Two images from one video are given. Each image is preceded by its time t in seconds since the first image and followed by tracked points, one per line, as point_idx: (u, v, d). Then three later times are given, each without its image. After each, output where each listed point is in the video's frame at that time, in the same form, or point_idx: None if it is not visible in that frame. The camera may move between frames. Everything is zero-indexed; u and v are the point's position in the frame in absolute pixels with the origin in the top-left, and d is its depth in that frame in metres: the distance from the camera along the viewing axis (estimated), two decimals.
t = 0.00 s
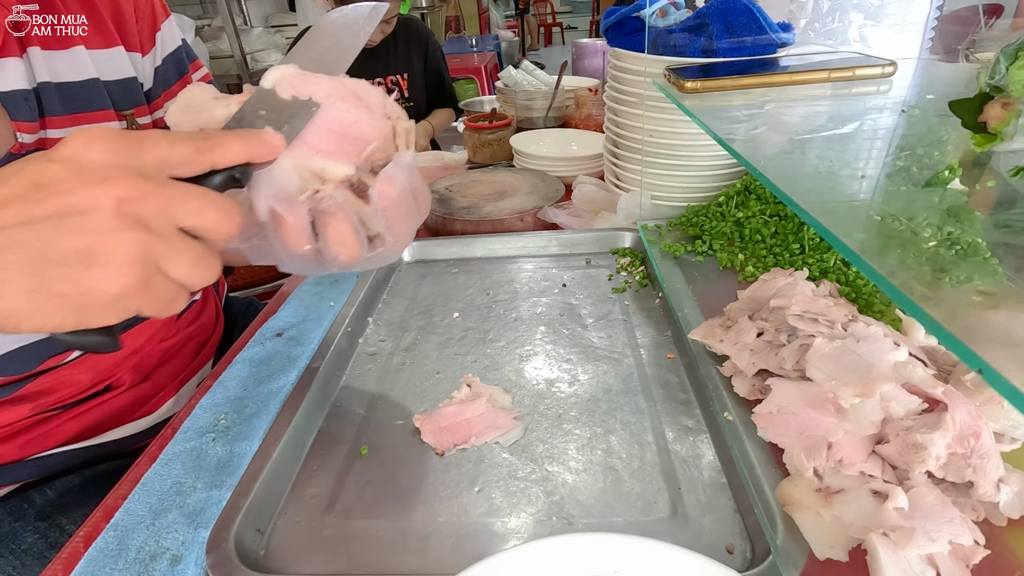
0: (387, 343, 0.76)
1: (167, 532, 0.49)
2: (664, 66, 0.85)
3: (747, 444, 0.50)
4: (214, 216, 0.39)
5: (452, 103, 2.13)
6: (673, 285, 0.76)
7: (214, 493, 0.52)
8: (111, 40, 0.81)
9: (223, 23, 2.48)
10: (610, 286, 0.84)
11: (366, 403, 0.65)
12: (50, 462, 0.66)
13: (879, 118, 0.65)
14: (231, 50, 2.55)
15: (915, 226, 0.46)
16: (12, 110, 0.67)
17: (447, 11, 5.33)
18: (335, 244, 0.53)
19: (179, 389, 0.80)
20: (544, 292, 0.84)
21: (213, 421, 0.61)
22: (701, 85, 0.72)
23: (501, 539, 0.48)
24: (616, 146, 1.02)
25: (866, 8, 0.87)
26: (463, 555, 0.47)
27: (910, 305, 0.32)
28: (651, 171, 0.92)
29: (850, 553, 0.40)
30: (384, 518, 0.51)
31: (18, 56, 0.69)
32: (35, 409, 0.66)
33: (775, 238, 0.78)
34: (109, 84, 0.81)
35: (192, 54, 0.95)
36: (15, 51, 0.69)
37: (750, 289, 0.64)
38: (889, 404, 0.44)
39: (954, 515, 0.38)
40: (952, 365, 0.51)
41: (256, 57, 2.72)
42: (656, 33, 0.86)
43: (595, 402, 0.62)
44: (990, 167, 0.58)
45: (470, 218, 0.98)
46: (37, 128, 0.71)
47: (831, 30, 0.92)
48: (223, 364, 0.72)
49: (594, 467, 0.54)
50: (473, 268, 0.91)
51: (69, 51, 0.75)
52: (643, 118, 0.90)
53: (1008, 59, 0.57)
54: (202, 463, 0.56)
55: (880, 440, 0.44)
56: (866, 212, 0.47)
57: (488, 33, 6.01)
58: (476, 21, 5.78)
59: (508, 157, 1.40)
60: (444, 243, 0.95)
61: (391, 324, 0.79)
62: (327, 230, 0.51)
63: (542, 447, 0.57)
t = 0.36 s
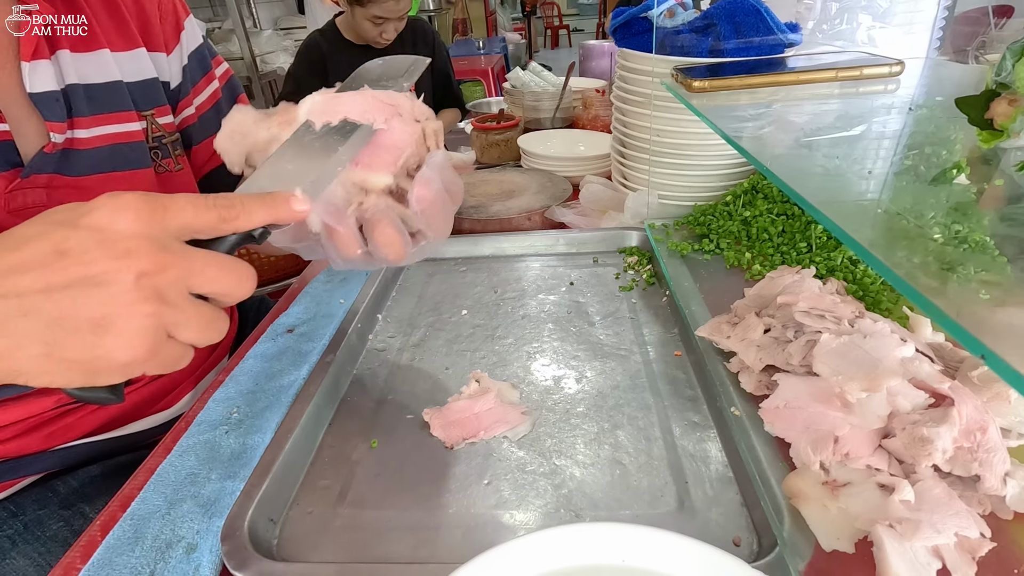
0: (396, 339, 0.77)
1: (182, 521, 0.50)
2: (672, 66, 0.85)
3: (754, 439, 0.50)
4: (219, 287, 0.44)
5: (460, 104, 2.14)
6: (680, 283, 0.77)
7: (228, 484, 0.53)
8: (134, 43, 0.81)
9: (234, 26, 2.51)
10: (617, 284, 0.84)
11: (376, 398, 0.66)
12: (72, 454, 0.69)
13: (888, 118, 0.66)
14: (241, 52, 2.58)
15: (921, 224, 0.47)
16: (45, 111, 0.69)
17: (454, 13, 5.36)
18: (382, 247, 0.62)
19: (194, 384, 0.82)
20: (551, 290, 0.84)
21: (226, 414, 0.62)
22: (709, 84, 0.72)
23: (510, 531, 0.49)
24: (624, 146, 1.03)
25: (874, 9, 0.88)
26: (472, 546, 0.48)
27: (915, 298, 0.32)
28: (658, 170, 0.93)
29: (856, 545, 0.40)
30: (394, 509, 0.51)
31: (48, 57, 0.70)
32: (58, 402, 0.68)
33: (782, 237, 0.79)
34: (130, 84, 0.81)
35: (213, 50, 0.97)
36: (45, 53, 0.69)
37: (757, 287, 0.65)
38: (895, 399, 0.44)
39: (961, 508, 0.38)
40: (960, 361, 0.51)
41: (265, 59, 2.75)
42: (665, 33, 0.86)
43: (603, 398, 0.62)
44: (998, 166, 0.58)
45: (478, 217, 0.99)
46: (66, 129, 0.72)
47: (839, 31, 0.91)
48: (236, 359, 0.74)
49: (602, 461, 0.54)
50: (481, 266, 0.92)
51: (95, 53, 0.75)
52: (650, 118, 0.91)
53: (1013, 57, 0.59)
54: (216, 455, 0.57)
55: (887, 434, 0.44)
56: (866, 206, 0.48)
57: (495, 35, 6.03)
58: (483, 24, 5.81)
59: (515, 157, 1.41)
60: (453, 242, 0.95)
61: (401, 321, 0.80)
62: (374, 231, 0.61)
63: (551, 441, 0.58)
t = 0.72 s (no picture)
0: (402, 344, 0.78)
1: (193, 520, 0.51)
2: (676, 73, 0.85)
3: (754, 444, 0.51)
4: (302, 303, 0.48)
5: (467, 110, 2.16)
6: (683, 289, 0.77)
7: (238, 484, 0.54)
8: (145, 38, 0.81)
9: (243, 32, 2.54)
10: (621, 289, 0.85)
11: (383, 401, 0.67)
12: (87, 455, 0.70)
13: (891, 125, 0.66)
14: (251, 58, 2.61)
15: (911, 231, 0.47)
16: (62, 109, 0.70)
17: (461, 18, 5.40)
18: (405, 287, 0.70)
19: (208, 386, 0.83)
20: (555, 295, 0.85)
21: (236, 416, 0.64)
22: (712, 92, 0.73)
23: (514, 533, 0.50)
24: (628, 152, 1.03)
25: (882, 13, 0.85)
26: (477, 547, 0.48)
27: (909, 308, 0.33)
28: (662, 176, 0.94)
29: (854, 549, 0.41)
30: (400, 511, 0.52)
31: (63, 58, 0.71)
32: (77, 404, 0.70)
33: (785, 242, 0.79)
34: (145, 82, 0.82)
35: (220, 46, 0.96)
36: (58, 54, 0.70)
37: (758, 293, 0.65)
38: (893, 405, 0.45)
39: (957, 513, 0.39)
40: (959, 368, 0.51)
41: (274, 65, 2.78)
42: (668, 41, 0.86)
43: (606, 402, 0.63)
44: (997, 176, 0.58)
45: (483, 223, 1.00)
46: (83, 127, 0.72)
47: (848, 35, 0.92)
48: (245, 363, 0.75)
49: (605, 465, 0.55)
50: (486, 271, 0.93)
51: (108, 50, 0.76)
52: (654, 125, 0.92)
53: (1007, 69, 0.61)
54: (225, 456, 0.58)
55: (885, 440, 0.45)
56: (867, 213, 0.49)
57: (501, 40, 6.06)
58: (490, 29, 5.85)
59: (521, 163, 1.42)
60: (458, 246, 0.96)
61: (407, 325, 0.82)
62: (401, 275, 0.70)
63: (554, 445, 0.58)
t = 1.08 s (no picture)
0: (407, 356, 0.82)
1: (213, 523, 0.55)
2: (669, 98, 0.90)
3: (734, 455, 0.55)
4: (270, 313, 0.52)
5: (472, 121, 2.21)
6: (677, 305, 0.81)
7: (253, 490, 0.58)
8: (177, 75, 0.88)
9: (256, 47, 2.60)
10: (617, 304, 0.89)
11: (388, 411, 0.71)
12: (111, 460, 0.75)
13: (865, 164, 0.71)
14: (263, 72, 2.68)
15: (884, 277, 0.51)
16: (98, 136, 0.76)
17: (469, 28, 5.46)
18: (407, 295, 0.74)
19: (222, 397, 0.89)
20: (555, 309, 0.89)
21: (251, 426, 0.68)
22: (701, 119, 0.77)
23: (508, 536, 0.53)
24: (625, 172, 1.07)
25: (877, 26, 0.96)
26: (474, 550, 0.52)
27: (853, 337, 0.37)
28: (658, 197, 0.98)
29: (820, 554, 0.44)
30: (404, 516, 0.56)
31: (102, 90, 0.77)
32: (100, 413, 0.75)
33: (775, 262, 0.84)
34: (173, 114, 0.88)
35: (241, 85, 1.05)
36: (99, 85, 0.76)
37: (745, 311, 0.69)
38: (861, 420, 0.49)
39: (916, 522, 0.42)
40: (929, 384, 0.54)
41: (286, 78, 2.84)
42: (663, 67, 0.92)
43: (600, 414, 0.67)
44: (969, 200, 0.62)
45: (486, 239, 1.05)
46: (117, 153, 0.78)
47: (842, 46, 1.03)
48: (259, 373, 0.79)
49: (596, 474, 0.59)
50: (490, 286, 0.97)
51: (143, 85, 0.82)
52: (650, 145, 0.96)
53: (958, 112, 0.64)
54: (241, 463, 0.62)
55: (853, 453, 0.48)
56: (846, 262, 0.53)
57: (509, 49, 6.13)
58: (498, 38, 5.92)
59: (524, 178, 1.46)
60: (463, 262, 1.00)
61: (412, 338, 0.86)
62: (400, 282, 0.74)
63: (549, 454, 0.62)
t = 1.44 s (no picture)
0: (423, 362, 0.86)
1: (243, 518, 0.59)
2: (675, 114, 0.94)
3: (735, 458, 0.58)
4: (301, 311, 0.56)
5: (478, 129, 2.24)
6: (682, 315, 0.84)
7: (280, 488, 0.62)
8: (201, 93, 0.92)
9: (272, 60, 2.67)
10: (625, 312, 0.92)
11: (405, 414, 0.75)
12: (138, 460, 0.79)
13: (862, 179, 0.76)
14: (279, 84, 2.75)
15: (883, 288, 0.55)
16: (132, 152, 0.79)
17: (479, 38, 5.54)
18: (410, 278, 0.73)
19: (242, 401, 0.93)
20: (564, 317, 0.92)
21: (275, 428, 0.71)
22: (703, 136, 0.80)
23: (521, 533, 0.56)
24: (633, 185, 1.10)
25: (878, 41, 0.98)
26: (488, 545, 0.55)
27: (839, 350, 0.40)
28: (664, 209, 1.01)
29: (816, 551, 0.47)
30: (422, 513, 0.59)
31: (133, 109, 0.81)
32: (130, 414, 0.79)
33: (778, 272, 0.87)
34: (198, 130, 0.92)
35: (259, 103, 1.09)
36: (132, 105, 0.80)
37: (747, 320, 0.72)
38: (856, 425, 0.52)
39: (906, 521, 0.45)
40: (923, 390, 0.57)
41: (301, 89, 2.91)
42: (668, 85, 0.96)
43: (607, 418, 0.70)
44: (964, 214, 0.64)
45: (498, 249, 1.08)
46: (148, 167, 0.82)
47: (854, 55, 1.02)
48: (282, 379, 0.83)
49: (604, 476, 0.62)
50: (501, 294, 1.00)
51: (170, 103, 0.86)
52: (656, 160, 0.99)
53: (944, 136, 0.65)
54: (268, 463, 0.66)
55: (848, 456, 0.51)
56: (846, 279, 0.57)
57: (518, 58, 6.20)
58: (508, 46, 5.99)
59: (534, 189, 1.50)
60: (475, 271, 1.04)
61: (427, 345, 0.89)
62: (401, 266, 0.72)
63: (559, 457, 0.65)
